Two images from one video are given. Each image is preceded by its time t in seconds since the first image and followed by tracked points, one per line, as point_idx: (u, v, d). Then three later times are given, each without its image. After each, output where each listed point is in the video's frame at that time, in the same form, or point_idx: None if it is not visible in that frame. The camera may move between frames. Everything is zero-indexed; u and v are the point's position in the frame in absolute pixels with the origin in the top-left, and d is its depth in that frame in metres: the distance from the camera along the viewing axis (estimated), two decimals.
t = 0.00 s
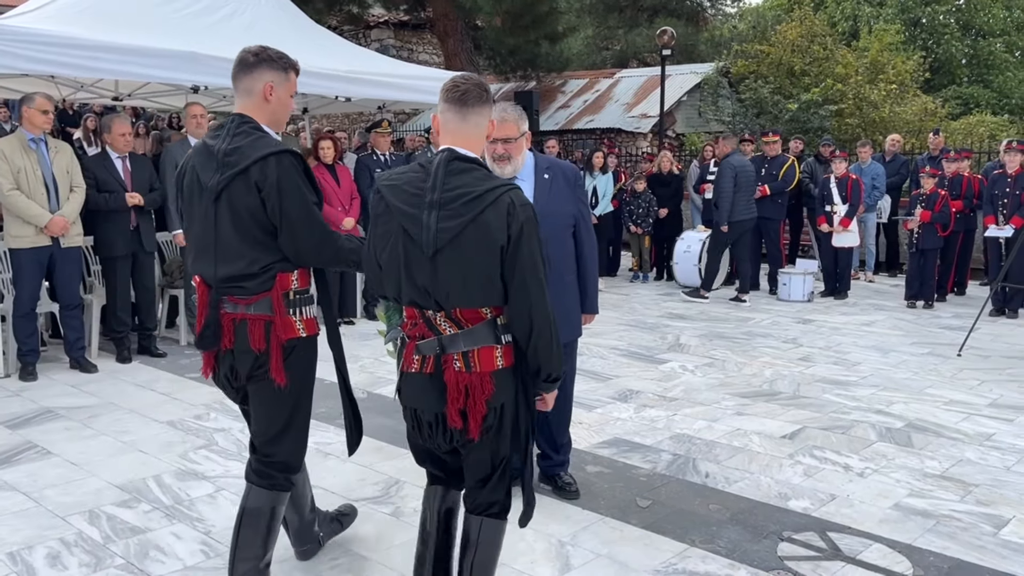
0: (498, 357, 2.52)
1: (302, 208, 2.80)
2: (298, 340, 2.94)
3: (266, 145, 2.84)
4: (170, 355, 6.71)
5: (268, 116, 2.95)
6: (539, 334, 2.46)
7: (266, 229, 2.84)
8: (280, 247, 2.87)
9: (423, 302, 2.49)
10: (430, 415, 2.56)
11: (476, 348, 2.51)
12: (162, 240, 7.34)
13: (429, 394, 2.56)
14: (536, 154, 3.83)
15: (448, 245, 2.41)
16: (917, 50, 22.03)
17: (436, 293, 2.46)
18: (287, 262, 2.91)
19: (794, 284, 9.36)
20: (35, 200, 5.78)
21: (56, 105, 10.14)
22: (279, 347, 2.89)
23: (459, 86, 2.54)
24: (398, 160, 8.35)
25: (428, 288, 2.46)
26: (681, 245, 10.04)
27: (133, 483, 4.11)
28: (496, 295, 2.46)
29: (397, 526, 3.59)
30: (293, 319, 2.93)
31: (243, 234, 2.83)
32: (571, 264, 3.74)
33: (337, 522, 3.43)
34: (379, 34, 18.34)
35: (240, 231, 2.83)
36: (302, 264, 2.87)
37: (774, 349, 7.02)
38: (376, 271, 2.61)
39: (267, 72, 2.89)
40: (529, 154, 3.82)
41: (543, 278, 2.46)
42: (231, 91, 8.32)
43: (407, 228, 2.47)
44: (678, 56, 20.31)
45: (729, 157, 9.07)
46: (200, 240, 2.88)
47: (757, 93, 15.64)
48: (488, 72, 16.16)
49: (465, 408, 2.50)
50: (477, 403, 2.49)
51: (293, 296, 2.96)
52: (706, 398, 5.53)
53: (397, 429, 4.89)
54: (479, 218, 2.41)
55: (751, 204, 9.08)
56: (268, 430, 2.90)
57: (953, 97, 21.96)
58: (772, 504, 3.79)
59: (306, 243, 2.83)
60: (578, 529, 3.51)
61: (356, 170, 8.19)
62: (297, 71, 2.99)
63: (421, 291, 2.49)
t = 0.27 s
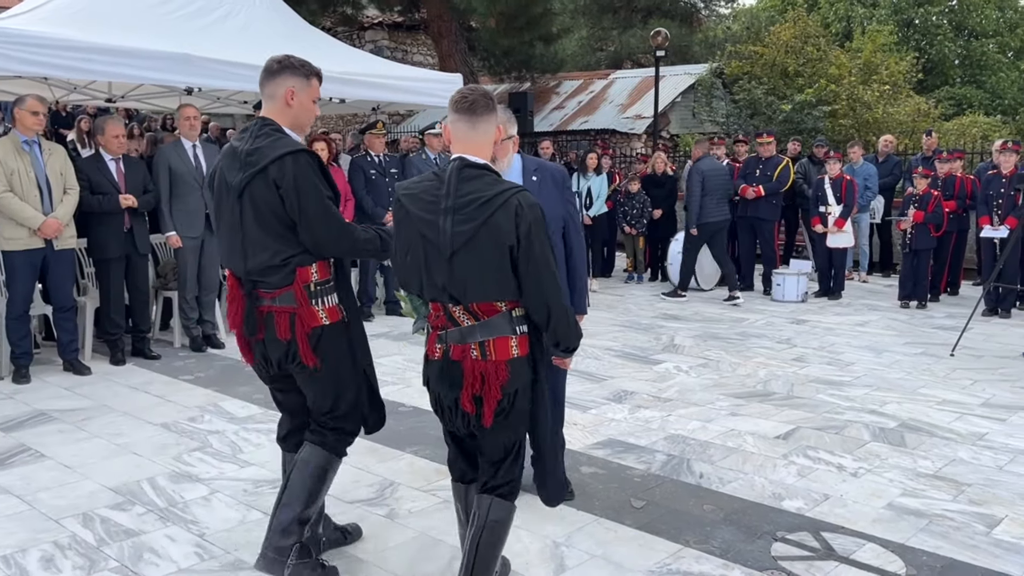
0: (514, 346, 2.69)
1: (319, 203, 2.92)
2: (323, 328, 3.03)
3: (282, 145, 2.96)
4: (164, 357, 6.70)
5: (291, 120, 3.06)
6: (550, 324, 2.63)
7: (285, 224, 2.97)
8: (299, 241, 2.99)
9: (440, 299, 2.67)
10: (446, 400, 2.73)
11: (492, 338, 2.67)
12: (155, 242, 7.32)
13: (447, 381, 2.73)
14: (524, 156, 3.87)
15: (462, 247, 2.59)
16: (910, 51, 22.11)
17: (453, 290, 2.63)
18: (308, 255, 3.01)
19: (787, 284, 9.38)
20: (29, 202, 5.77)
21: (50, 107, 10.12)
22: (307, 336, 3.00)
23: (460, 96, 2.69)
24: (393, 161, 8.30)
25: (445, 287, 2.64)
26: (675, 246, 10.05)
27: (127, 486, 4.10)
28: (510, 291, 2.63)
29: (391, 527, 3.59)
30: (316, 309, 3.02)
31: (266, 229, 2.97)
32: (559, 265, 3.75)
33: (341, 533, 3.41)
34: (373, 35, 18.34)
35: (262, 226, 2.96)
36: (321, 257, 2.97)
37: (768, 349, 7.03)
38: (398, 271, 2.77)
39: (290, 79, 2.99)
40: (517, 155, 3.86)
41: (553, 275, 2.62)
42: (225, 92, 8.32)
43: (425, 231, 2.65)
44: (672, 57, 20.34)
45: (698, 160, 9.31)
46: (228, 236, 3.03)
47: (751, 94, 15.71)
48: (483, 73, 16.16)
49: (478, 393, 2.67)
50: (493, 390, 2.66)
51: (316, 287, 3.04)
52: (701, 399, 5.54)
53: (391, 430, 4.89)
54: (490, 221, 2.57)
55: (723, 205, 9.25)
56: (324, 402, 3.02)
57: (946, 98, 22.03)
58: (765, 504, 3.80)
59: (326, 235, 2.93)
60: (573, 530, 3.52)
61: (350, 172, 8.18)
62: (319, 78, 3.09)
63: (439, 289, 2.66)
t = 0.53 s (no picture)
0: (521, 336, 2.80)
1: (332, 199, 2.92)
2: (329, 323, 3.06)
3: (295, 143, 2.98)
4: (159, 359, 6.68)
5: (303, 121, 3.07)
6: (554, 314, 2.73)
7: (297, 220, 2.98)
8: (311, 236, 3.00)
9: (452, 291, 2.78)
10: (456, 386, 2.81)
11: (501, 327, 2.78)
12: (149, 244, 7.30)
13: (457, 367, 2.82)
14: (515, 156, 3.90)
15: (472, 242, 2.71)
16: (904, 52, 22.18)
17: (465, 281, 2.75)
18: (317, 251, 3.03)
19: (782, 285, 9.40)
20: (23, 204, 5.75)
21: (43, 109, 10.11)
22: (313, 330, 3.01)
23: (462, 97, 2.81)
24: (388, 162, 8.32)
25: (456, 279, 2.76)
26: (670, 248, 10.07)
27: (122, 488, 4.10)
28: (516, 282, 2.74)
29: (386, 529, 3.59)
30: (323, 302, 3.05)
31: (277, 224, 2.97)
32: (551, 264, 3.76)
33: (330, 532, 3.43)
34: (368, 36, 18.34)
35: (274, 221, 2.97)
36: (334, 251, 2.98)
37: (763, 350, 7.04)
38: (412, 267, 2.88)
39: (302, 80, 3.01)
40: (508, 156, 3.88)
41: (556, 267, 2.75)
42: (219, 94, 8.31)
43: (436, 227, 2.76)
44: (667, 58, 20.36)
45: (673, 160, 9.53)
46: (238, 230, 3.04)
47: (746, 95, 15.75)
48: (478, 74, 16.15)
49: (487, 378, 2.76)
50: (501, 377, 2.76)
51: (324, 282, 3.07)
52: (696, 400, 5.54)
53: (386, 431, 4.89)
54: (497, 215, 2.70)
55: (696, 205, 9.38)
56: (323, 395, 3.04)
57: (940, 99, 22.09)
58: (760, 504, 3.80)
59: (339, 232, 2.94)
60: (568, 531, 3.52)
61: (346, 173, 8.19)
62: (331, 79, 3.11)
63: (450, 282, 2.77)
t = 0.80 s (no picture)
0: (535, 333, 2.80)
1: (340, 199, 2.93)
2: (332, 322, 3.05)
3: (302, 144, 2.99)
4: (155, 360, 6.67)
5: (309, 124, 3.08)
6: (567, 312, 2.73)
7: (304, 220, 2.98)
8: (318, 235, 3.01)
9: (468, 288, 2.78)
10: (471, 382, 2.80)
11: (517, 324, 2.78)
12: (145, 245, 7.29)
13: (472, 364, 2.80)
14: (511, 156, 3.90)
15: (491, 240, 2.70)
16: (899, 54, 22.25)
17: (482, 279, 2.74)
18: (322, 251, 3.04)
19: (779, 285, 9.42)
20: (18, 205, 5.74)
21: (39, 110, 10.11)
22: (316, 330, 3.01)
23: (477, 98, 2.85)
24: (384, 164, 8.35)
25: (474, 276, 2.74)
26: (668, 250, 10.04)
27: (118, 490, 4.09)
28: (533, 280, 2.73)
29: (383, 530, 3.59)
30: (327, 302, 3.04)
31: (284, 224, 2.98)
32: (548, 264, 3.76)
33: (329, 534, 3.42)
34: (365, 38, 18.36)
35: (281, 221, 2.97)
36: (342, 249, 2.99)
37: (759, 351, 7.05)
38: (430, 264, 2.87)
39: (310, 83, 3.02)
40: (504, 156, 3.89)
41: (571, 267, 2.76)
42: (215, 95, 8.31)
43: (453, 225, 2.76)
44: (663, 59, 20.39)
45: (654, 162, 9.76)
46: (244, 229, 3.03)
47: (743, 96, 15.80)
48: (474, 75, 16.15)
49: (504, 375, 2.75)
50: (516, 374, 2.75)
51: (328, 282, 3.06)
52: (692, 400, 5.55)
53: (383, 432, 4.88)
54: (516, 215, 2.69)
55: (676, 206, 9.60)
56: (324, 396, 3.05)
57: (935, 100, 22.15)
58: (757, 505, 3.81)
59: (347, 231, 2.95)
60: (565, 532, 3.52)
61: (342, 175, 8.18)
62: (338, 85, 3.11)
63: (467, 279, 2.77)
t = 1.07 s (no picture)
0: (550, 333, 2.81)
1: (327, 201, 2.92)
2: (315, 325, 3.04)
3: (295, 144, 2.98)
4: (151, 361, 6.66)
5: (318, 134, 3.07)
6: (585, 310, 2.74)
7: (291, 221, 2.97)
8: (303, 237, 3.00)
9: (487, 287, 2.76)
10: (488, 380, 2.80)
11: (534, 323, 2.79)
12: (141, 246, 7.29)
13: (491, 363, 2.79)
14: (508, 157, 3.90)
15: (511, 238, 2.69)
16: (894, 55, 22.30)
17: (501, 279, 2.73)
18: (306, 252, 3.02)
19: (775, 286, 9.43)
20: (14, 206, 5.74)
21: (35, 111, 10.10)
22: (297, 332, 3.00)
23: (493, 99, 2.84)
24: (382, 164, 8.33)
25: (494, 275, 2.73)
26: (663, 249, 10.04)
27: (114, 491, 4.08)
28: (552, 279, 2.74)
29: (380, 531, 3.58)
30: (310, 305, 3.03)
31: (270, 224, 2.97)
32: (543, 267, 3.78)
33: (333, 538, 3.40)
34: (361, 39, 18.36)
35: (267, 221, 2.97)
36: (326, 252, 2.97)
37: (756, 352, 7.05)
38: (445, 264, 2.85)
39: (324, 93, 3.03)
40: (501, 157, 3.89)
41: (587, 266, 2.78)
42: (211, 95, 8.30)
43: (472, 224, 2.75)
44: (659, 61, 20.40)
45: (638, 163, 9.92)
46: (234, 225, 3.05)
47: (739, 97, 15.83)
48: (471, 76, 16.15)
49: (524, 375, 2.75)
50: (534, 373, 2.75)
51: (311, 284, 3.04)
52: (689, 401, 5.56)
53: (380, 433, 4.88)
54: (536, 213, 2.69)
55: (660, 206, 9.76)
56: (312, 400, 3.04)
57: (931, 102, 22.21)
58: (753, 505, 3.81)
59: (332, 234, 2.94)
60: (562, 532, 3.52)
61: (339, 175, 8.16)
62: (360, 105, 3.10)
63: (485, 280, 2.75)
